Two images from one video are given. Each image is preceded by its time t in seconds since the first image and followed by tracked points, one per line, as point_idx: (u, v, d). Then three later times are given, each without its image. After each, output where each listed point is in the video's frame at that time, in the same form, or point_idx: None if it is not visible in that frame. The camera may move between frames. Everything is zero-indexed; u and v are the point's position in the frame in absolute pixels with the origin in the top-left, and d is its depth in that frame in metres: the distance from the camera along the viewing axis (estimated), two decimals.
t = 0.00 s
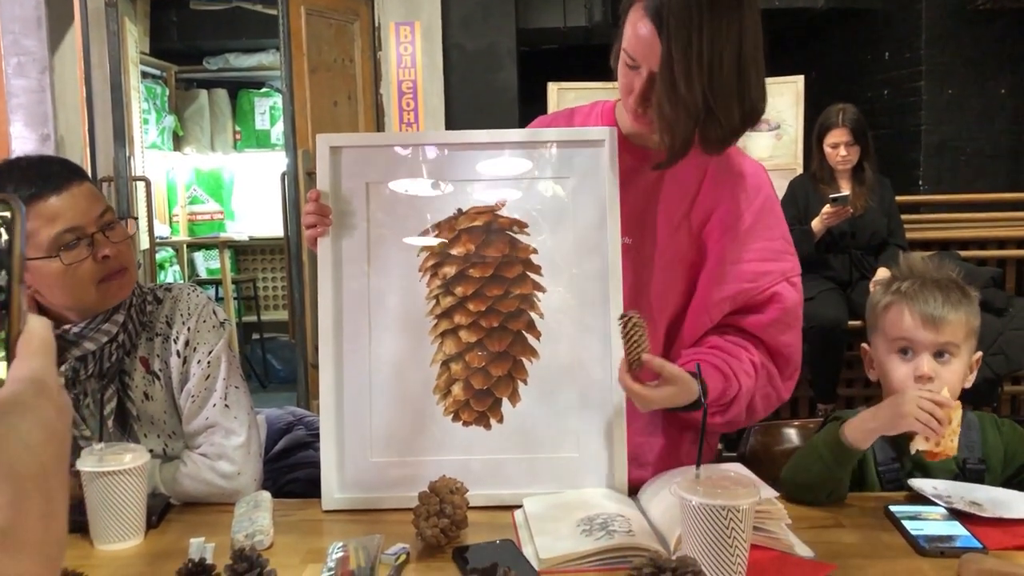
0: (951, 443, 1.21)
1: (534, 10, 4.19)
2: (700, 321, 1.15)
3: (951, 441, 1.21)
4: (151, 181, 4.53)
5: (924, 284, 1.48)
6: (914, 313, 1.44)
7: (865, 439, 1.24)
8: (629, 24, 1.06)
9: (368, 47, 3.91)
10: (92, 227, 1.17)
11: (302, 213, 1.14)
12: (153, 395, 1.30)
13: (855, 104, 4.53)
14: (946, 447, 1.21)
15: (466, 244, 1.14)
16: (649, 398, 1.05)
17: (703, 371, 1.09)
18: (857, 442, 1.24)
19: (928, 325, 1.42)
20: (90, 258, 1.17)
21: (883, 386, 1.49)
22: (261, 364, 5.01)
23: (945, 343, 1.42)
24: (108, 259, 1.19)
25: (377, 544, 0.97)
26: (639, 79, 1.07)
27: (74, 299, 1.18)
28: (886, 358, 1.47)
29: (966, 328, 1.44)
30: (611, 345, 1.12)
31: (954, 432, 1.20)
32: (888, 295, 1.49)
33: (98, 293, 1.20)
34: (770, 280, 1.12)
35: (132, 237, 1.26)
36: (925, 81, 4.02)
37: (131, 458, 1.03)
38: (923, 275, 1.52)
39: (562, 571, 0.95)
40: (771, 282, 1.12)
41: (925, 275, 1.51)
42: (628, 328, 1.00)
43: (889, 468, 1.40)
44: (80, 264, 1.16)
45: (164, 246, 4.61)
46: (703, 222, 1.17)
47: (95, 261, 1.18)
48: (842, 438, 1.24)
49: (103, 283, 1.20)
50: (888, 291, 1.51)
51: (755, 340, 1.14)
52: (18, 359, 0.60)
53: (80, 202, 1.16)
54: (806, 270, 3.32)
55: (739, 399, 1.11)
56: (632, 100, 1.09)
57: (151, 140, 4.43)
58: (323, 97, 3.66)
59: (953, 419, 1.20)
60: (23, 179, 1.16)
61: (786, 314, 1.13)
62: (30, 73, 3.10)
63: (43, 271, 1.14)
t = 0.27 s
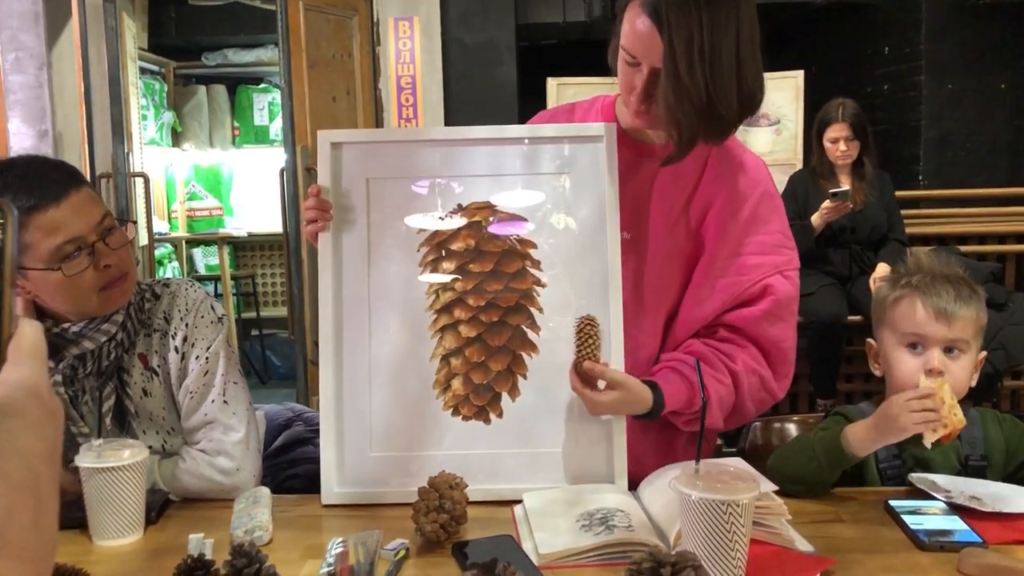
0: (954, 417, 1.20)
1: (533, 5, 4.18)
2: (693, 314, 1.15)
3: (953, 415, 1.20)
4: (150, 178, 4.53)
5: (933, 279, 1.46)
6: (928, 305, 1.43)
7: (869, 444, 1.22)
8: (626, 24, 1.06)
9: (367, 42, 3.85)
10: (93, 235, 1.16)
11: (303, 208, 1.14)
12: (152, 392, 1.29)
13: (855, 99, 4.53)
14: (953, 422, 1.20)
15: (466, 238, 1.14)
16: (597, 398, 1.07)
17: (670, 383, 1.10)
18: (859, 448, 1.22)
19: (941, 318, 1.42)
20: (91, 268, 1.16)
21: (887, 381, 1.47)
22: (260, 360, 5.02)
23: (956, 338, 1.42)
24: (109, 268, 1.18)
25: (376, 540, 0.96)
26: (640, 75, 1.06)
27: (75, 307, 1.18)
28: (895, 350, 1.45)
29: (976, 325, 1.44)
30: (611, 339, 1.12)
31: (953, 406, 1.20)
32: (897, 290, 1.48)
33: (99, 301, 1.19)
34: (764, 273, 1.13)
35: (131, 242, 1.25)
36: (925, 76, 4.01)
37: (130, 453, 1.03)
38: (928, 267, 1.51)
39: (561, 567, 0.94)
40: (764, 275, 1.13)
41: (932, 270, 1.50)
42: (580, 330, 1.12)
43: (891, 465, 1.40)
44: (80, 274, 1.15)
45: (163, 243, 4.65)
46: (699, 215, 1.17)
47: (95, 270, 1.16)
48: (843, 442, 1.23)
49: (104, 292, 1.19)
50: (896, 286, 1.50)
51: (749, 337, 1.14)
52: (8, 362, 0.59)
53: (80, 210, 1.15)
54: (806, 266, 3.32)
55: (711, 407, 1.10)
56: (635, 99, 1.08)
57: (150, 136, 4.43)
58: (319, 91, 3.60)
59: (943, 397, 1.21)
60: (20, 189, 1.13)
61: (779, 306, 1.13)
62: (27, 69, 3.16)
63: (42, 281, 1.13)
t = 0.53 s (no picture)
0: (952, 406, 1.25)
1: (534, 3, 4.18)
2: (694, 315, 1.15)
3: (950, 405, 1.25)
4: (149, 175, 4.53)
5: (953, 278, 1.44)
6: (946, 301, 1.40)
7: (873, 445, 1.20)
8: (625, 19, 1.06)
9: (367, 41, 3.78)
10: (95, 244, 1.15)
11: (305, 206, 1.14)
12: (152, 390, 1.29)
13: (854, 96, 4.53)
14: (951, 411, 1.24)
15: (467, 236, 1.14)
16: (602, 402, 1.08)
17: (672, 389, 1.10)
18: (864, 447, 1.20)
19: (957, 316, 1.38)
20: (95, 276, 1.16)
21: (894, 378, 1.43)
22: (260, 357, 5.02)
23: (972, 338, 1.38)
24: (112, 275, 1.18)
25: (376, 537, 0.96)
26: (641, 70, 1.06)
27: (79, 315, 1.18)
28: (908, 345, 1.40)
29: (992, 328, 1.40)
30: (612, 336, 1.12)
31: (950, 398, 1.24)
32: (917, 286, 1.45)
33: (102, 308, 1.20)
34: (767, 274, 1.13)
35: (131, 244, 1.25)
36: (924, 73, 4.01)
37: (130, 451, 1.03)
38: (948, 270, 1.49)
39: (560, 564, 0.94)
40: (766, 276, 1.13)
41: (951, 273, 1.47)
42: (591, 332, 1.12)
43: (891, 466, 1.42)
44: (85, 283, 1.15)
45: (163, 240, 4.72)
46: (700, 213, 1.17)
47: (98, 278, 1.17)
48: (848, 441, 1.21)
49: (107, 300, 1.19)
50: (913, 283, 1.47)
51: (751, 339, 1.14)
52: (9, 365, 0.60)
53: (83, 218, 1.14)
54: (806, 263, 3.32)
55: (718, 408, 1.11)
56: (636, 94, 1.08)
57: (150, 134, 4.43)
58: (320, 88, 3.52)
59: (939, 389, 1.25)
60: (20, 200, 1.12)
61: (781, 307, 1.13)
62: (26, 67, 3.16)
63: (47, 292, 1.14)
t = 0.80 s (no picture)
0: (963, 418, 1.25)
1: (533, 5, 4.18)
2: (703, 319, 1.15)
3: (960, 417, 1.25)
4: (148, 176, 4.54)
5: (989, 289, 1.42)
6: (980, 311, 1.37)
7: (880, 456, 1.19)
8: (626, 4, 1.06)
9: (366, 41, 3.81)
10: (92, 244, 1.15)
11: (303, 207, 1.14)
12: (151, 392, 1.29)
13: (853, 98, 4.54)
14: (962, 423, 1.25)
15: (466, 237, 1.13)
16: (631, 413, 1.05)
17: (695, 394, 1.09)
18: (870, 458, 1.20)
19: (987, 327, 1.36)
20: (92, 276, 1.15)
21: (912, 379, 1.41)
22: (258, 359, 5.01)
23: (998, 353, 1.36)
24: (111, 275, 1.18)
25: (374, 539, 0.96)
26: (640, 55, 1.06)
27: (76, 314, 1.17)
28: (932, 349, 1.39)
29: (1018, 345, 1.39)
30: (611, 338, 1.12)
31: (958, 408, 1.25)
32: (950, 291, 1.43)
33: (100, 308, 1.19)
34: (775, 277, 1.13)
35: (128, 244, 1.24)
36: (923, 75, 4.01)
37: (129, 453, 1.02)
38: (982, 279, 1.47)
39: (559, 567, 0.94)
40: (775, 280, 1.12)
41: (988, 283, 1.45)
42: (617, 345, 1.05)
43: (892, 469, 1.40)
44: (83, 282, 1.15)
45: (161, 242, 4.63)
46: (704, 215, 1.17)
47: (96, 278, 1.16)
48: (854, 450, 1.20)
49: (105, 300, 1.19)
50: (947, 288, 1.45)
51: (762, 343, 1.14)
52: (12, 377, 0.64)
53: (78, 218, 1.13)
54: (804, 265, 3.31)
55: (733, 412, 1.11)
56: (634, 75, 1.08)
57: (147, 135, 4.42)
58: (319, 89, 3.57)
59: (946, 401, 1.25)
60: (17, 201, 1.12)
61: (790, 312, 1.13)
62: (24, 68, 3.09)
63: (45, 292, 1.13)
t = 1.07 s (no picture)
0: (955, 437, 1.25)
1: (529, 17, 4.21)
2: (699, 327, 1.14)
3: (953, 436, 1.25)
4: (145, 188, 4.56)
5: (1000, 309, 1.41)
6: (986, 331, 1.37)
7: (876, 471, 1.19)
8: None
9: (364, 55, 3.89)
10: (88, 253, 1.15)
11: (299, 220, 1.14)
12: (147, 405, 1.29)
13: (848, 111, 4.56)
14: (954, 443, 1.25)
15: (462, 250, 1.14)
16: (638, 422, 1.05)
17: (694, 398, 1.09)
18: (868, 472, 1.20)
19: (990, 347, 1.36)
20: (88, 284, 1.15)
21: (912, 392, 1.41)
22: (254, 371, 4.99)
23: (999, 375, 1.35)
24: (106, 283, 1.18)
25: (370, 553, 0.96)
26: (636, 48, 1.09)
27: (72, 324, 1.17)
28: (933, 365, 1.39)
29: None
30: (607, 351, 1.12)
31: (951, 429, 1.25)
32: (961, 308, 1.42)
33: (96, 317, 1.19)
34: (769, 282, 1.12)
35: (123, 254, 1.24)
36: (918, 89, 4.03)
37: (124, 466, 1.02)
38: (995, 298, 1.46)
39: None
40: (769, 284, 1.12)
41: (1003, 302, 1.44)
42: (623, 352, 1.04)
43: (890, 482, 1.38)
44: (80, 290, 1.15)
45: (157, 253, 4.68)
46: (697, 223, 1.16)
47: (91, 287, 1.16)
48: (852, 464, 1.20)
49: (100, 309, 1.19)
50: (961, 303, 1.44)
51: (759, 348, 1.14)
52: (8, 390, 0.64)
53: (73, 228, 1.13)
54: (800, 277, 3.32)
55: (733, 418, 1.11)
56: (628, 69, 1.10)
57: (145, 147, 4.42)
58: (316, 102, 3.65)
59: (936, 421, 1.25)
60: (12, 211, 1.12)
61: (785, 317, 1.13)
62: (22, 81, 3.09)
63: (42, 302, 1.13)
